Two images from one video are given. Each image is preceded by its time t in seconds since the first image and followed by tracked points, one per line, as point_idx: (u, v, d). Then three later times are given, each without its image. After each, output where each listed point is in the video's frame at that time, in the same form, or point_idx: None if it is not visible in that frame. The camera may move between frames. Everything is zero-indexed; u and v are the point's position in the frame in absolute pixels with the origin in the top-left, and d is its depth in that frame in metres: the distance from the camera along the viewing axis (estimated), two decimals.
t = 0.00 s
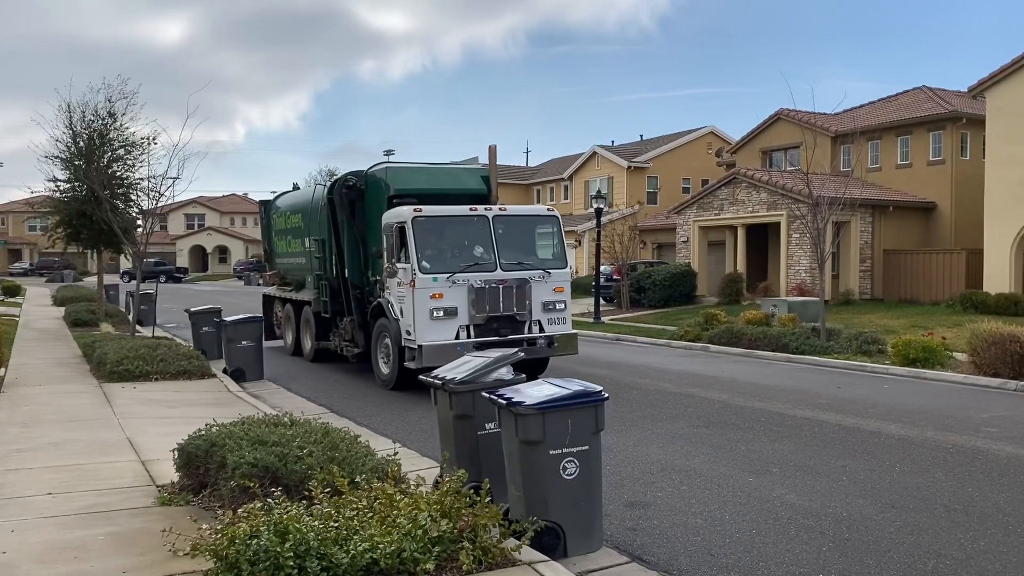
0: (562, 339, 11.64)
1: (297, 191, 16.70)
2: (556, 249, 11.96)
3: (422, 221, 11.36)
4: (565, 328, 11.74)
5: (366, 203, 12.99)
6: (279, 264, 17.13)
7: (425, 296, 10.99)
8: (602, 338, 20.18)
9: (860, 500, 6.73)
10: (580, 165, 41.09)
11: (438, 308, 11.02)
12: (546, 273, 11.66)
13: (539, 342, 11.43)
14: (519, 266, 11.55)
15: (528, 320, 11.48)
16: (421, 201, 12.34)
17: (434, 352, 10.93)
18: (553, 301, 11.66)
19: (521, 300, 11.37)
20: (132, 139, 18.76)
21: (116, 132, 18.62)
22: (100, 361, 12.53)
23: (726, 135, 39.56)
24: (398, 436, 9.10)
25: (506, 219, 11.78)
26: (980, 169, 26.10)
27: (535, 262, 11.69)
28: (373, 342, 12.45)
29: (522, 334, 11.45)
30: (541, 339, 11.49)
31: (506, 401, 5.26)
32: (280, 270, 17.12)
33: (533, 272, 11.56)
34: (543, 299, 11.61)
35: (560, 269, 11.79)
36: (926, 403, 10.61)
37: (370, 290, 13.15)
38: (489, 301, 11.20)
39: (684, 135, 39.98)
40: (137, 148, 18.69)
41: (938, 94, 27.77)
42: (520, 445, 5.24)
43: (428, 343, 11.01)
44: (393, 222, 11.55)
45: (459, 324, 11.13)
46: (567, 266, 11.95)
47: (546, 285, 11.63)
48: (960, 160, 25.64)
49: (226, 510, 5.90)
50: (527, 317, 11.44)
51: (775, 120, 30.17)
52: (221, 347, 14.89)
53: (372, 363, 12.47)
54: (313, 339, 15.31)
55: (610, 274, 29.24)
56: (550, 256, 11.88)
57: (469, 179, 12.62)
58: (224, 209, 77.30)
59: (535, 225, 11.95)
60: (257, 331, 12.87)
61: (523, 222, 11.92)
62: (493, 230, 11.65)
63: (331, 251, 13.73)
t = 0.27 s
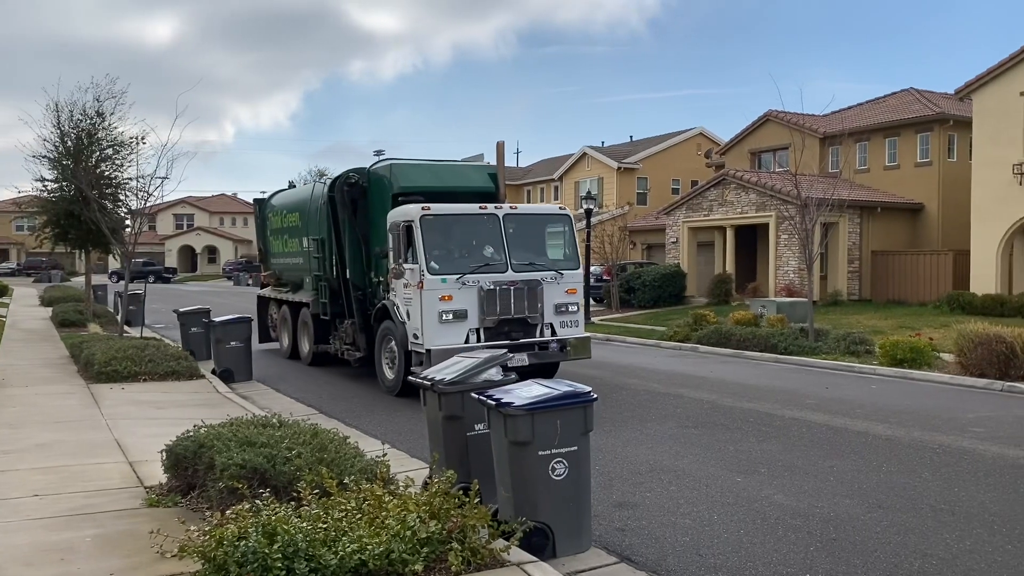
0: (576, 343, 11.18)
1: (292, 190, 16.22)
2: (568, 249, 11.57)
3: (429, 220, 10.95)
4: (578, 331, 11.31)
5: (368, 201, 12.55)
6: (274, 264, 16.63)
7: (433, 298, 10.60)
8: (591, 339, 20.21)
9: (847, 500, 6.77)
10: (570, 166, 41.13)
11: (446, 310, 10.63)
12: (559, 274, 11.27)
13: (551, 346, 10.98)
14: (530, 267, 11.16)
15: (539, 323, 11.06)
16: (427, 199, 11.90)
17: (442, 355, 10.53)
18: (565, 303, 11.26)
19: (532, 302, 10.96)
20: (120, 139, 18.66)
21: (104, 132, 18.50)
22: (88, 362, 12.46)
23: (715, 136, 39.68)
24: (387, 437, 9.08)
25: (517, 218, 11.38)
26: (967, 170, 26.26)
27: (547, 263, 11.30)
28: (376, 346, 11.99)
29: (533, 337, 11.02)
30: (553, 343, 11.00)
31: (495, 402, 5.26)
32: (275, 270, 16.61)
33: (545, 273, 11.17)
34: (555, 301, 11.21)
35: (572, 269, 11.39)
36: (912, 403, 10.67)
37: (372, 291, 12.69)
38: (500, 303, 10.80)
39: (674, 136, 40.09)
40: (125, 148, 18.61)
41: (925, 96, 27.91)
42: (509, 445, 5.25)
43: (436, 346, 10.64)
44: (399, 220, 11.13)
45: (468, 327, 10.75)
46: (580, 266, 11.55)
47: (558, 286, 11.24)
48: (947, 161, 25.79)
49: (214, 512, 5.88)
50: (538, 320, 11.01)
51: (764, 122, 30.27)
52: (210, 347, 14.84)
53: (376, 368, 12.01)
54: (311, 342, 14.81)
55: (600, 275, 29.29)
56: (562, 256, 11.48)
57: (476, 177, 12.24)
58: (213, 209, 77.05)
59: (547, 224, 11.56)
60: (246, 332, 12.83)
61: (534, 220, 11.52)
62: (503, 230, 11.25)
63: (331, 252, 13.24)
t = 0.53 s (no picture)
0: (591, 347, 10.53)
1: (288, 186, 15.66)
2: (581, 249, 10.97)
3: (438, 218, 10.36)
4: (593, 333, 10.66)
5: (371, 197, 12.03)
6: (269, 264, 16.12)
7: (442, 300, 10.01)
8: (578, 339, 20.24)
9: (832, 499, 6.81)
10: (557, 167, 41.17)
11: (456, 313, 10.02)
12: (572, 275, 10.66)
13: (565, 350, 10.34)
14: (543, 267, 10.53)
15: (552, 326, 10.41)
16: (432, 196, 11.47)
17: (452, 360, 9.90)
18: (579, 305, 10.63)
19: (545, 304, 10.32)
20: (105, 138, 18.55)
21: (89, 131, 18.39)
22: (72, 362, 12.38)
23: (702, 137, 39.84)
24: (374, 438, 9.06)
25: (529, 216, 10.77)
26: (951, 171, 26.44)
27: (559, 263, 10.69)
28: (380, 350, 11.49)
29: (547, 340, 10.37)
30: (567, 346, 10.36)
31: (482, 402, 5.27)
32: (270, 270, 16.10)
33: (559, 273, 10.55)
34: (569, 303, 10.56)
35: (586, 270, 10.80)
36: (897, 402, 10.74)
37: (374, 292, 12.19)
38: (512, 305, 10.16)
39: (661, 137, 40.20)
40: (110, 147, 18.50)
41: (910, 97, 28.10)
42: (496, 445, 5.26)
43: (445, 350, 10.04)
44: (406, 217, 10.56)
45: (479, 331, 10.12)
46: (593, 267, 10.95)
47: (572, 287, 10.61)
48: (932, 162, 25.97)
49: (200, 513, 5.85)
50: (552, 322, 10.37)
51: (751, 122, 30.39)
52: (196, 347, 14.77)
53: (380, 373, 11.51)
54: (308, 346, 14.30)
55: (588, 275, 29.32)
56: (575, 256, 10.88)
57: (484, 174, 11.82)
58: (199, 209, 76.70)
59: (559, 222, 10.95)
60: (232, 332, 12.78)
61: (547, 218, 10.90)
62: (515, 228, 10.64)
63: (330, 251, 12.75)
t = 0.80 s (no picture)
0: (605, 349, 10.21)
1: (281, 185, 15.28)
2: (594, 247, 10.60)
3: (447, 214, 9.96)
4: (606, 336, 10.33)
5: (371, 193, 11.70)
6: (263, 263, 15.65)
7: (453, 301, 9.60)
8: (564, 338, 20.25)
9: (816, 497, 6.85)
10: (543, 166, 41.20)
11: (467, 315, 9.61)
12: (586, 275, 10.28)
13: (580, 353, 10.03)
14: (556, 266, 10.16)
15: (566, 328, 10.06)
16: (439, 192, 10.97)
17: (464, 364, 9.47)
18: (593, 306, 10.27)
19: (559, 305, 9.97)
20: (88, 136, 18.40)
21: (71, 129, 18.23)
22: (54, 362, 12.27)
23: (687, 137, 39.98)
24: (360, 438, 9.03)
25: (541, 213, 10.40)
26: (934, 171, 26.65)
27: (572, 262, 10.31)
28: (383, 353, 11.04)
29: (560, 344, 10.03)
30: (581, 350, 10.08)
31: (468, 402, 5.26)
32: (263, 269, 15.63)
33: (572, 273, 10.18)
34: (582, 304, 10.21)
35: (600, 269, 10.42)
36: (880, 401, 10.81)
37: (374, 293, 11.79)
38: (525, 306, 9.79)
39: (647, 137, 40.30)
40: (93, 145, 18.35)
41: (893, 98, 28.31)
42: (482, 445, 5.25)
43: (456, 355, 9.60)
44: (413, 215, 10.15)
45: (491, 333, 9.71)
46: (607, 266, 10.58)
47: (585, 288, 10.25)
48: (914, 162, 26.17)
49: (183, 514, 5.82)
50: (566, 325, 10.03)
51: (736, 123, 30.52)
52: (179, 347, 14.67)
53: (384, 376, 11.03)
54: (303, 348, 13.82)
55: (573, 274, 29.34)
56: (589, 255, 10.51)
57: (491, 169, 11.31)
58: (182, 208, 76.24)
59: (572, 220, 10.58)
60: (216, 331, 12.71)
61: (559, 216, 10.53)
62: (527, 226, 10.26)
63: (328, 249, 12.32)
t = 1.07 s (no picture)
0: (622, 353, 9.79)
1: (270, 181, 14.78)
2: (610, 245, 10.15)
3: (458, 209, 9.48)
4: (623, 338, 9.89)
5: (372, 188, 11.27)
6: (251, 261, 15.11)
7: (464, 301, 9.14)
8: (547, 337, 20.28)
9: (797, 494, 6.89)
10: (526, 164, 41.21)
11: (479, 316, 9.15)
12: (602, 274, 9.83)
13: (596, 356, 9.62)
14: (571, 264, 9.72)
15: (581, 330, 9.63)
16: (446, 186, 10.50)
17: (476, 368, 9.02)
18: (609, 307, 9.83)
19: (574, 306, 9.53)
20: (67, 134, 18.22)
21: (50, 126, 18.04)
22: (33, 361, 12.15)
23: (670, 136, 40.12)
24: (342, 437, 9.00)
25: (555, 209, 9.93)
26: (914, 171, 26.89)
27: (588, 261, 9.86)
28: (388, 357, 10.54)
29: (575, 346, 9.60)
30: (597, 352, 9.63)
31: (451, 401, 5.26)
32: (252, 268, 15.08)
33: (588, 271, 9.73)
34: (598, 304, 9.77)
35: (616, 268, 9.97)
36: (861, 399, 10.90)
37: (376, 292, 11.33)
38: (539, 306, 9.35)
39: (630, 136, 40.41)
40: (72, 143, 18.18)
41: (874, 98, 28.52)
42: (465, 444, 5.25)
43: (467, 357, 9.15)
44: (423, 210, 9.65)
45: (504, 335, 9.26)
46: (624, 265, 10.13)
47: (602, 288, 9.81)
48: (894, 162, 26.38)
49: (165, 514, 5.78)
50: (581, 327, 9.59)
51: (718, 122, 30.64)
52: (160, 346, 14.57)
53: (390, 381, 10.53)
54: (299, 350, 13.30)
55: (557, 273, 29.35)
56: (604, 253, 10.06)
57: (500, 163, 10.84)
58: (163, 206, 75.68)
59: (586, 216, 10.13)
60: (197, 330, 12.63)
61: (574, 211, 10.07)
62: (541, 223, 9.79)
63: (325, 247, 11.84)
